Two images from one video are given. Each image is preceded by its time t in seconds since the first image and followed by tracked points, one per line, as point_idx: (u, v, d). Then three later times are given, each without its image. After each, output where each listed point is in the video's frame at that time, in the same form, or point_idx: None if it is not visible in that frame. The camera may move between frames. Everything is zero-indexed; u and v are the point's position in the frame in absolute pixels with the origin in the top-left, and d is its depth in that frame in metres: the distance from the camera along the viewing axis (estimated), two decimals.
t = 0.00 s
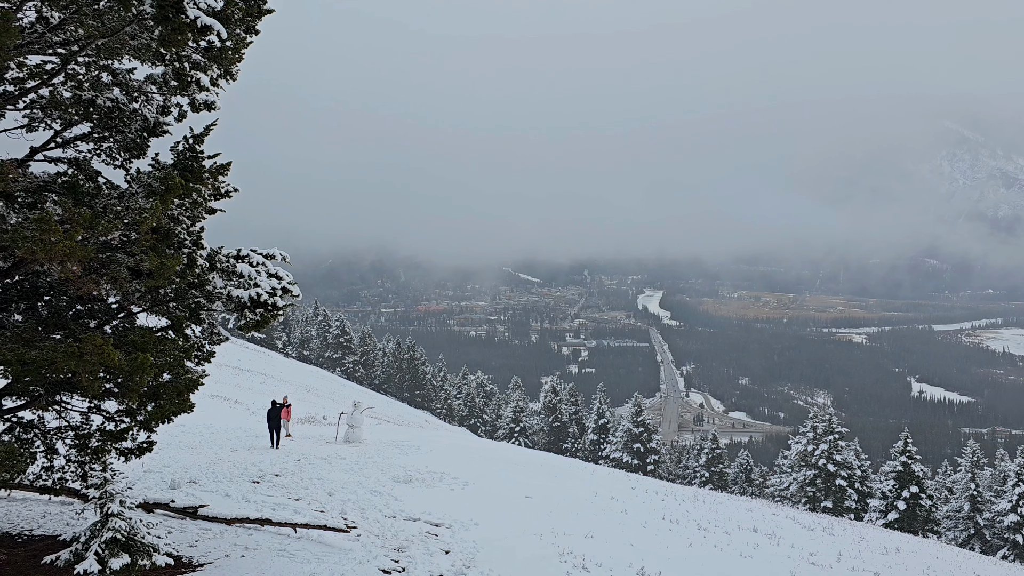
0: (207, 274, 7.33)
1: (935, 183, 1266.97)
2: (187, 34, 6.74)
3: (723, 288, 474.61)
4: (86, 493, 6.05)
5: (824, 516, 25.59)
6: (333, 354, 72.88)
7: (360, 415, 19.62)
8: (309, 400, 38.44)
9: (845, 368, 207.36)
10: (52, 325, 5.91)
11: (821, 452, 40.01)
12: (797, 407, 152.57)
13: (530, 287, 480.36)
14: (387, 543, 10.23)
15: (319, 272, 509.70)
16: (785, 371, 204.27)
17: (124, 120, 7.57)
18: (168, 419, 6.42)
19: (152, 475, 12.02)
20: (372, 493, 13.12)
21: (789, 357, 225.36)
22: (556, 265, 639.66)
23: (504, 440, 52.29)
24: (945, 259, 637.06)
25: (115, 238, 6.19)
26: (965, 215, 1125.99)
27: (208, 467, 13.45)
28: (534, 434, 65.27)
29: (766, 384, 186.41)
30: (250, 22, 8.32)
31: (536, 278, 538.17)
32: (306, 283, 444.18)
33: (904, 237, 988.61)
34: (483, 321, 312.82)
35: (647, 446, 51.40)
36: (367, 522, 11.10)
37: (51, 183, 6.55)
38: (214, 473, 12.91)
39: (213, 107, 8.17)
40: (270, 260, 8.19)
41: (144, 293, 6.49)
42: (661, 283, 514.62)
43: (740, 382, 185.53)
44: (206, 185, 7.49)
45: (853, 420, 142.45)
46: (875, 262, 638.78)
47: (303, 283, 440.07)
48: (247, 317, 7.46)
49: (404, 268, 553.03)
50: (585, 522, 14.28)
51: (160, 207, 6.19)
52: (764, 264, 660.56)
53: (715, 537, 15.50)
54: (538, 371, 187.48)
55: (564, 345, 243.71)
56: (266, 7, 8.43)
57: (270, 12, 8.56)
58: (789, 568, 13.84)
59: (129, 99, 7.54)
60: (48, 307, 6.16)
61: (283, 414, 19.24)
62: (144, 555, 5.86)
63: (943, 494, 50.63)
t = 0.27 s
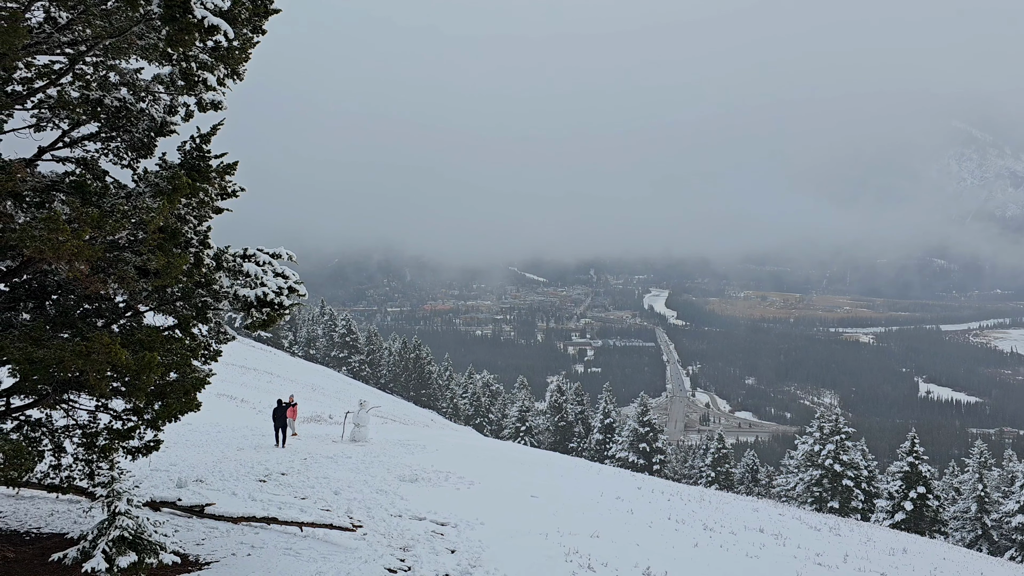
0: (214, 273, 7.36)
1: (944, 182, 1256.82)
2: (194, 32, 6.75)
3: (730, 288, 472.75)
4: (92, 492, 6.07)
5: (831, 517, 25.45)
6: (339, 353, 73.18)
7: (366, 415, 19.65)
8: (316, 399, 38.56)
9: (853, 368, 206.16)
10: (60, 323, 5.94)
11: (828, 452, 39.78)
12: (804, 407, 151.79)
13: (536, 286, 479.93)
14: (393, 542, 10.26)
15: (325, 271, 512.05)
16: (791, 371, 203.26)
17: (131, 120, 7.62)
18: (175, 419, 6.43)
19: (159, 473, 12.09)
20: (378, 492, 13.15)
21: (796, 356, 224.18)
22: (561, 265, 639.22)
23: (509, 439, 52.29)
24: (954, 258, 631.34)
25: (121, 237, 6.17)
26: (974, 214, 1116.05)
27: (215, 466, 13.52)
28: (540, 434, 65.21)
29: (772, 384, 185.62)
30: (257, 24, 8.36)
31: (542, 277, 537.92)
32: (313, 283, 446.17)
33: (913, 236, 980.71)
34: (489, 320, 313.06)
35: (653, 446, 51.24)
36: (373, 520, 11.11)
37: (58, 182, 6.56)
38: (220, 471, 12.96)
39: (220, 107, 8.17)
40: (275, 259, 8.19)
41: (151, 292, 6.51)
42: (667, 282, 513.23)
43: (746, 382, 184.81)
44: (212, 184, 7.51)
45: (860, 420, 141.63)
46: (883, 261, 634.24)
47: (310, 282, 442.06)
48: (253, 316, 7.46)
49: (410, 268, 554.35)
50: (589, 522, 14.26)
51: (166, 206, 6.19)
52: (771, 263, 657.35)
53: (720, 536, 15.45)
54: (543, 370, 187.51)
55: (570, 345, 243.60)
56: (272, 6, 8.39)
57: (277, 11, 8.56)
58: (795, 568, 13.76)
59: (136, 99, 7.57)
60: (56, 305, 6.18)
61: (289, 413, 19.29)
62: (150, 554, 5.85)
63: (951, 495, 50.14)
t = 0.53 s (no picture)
0: (218, 273, 7.35)
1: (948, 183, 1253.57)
2: (197, 35, 6.75)
3: (732, 289, 472.09)
4: (96, 494, 6.06)
5: (834, 519, 25.34)
6: (342, 353, 73.37)
7: (369, 415, 19.64)
8: (319, 400, 38.64)
9: (856, 369, 205.54)
10: (64, 325, 5.96)
11: (831, 453, 39.65)
12: (807, 409, 151.38)
13: (538, 287, 479.98)
14: (395, 543, 10.26)
15: (328, 272, 512.98)
16: (794, 372, 202.81)
17: (135, 121, 7.64)
18: (178, 420, 6.44)
19: (162, 475, 12.08)
20: (380, 494, 13.13)
21: (799, 358, 223.66)
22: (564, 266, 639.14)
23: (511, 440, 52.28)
24: (958, 260, 629.01)
25: (125, 239, 6.18)
26: (978, 215, 1112.63)
27: (218, 467, 13.54)
28: (542, 435, 65.19)
29: (775, 385, 185.29)
30: (260, 25, 8.36)
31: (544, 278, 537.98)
32: (316, 284, 447.28)
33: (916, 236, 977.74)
34: (491, 321, 313.09)
35: (656, 447, 51.19)
36: (375, 522, 11.10)
37: (64, 183, 6.58)
38: (224, 472, 12.99)
39: (223, 108, 8.17)
40: (279, 260, 8.19)
41: (155, 293, 6.53)
42: (670, 283, 512.68)
43: (749, 383, 184.40)
44: (215, 185, 7.52)
45: (863, 422, 141.24)
46: (886, 262, 632.47)
47: (313, 283, 443.08)
48: (256, 317, 7.46)
49: (413, 268, 555.10)
50: (592, 524, 14.23)
51: (170, 207, 6.20)
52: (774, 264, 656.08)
53: (723, 538, 15.37)
54: (545, 371, 187.51)
55: (572, 346, 243.63)
56: (275, 7, 8.39)
57: (280, 13, 8.57)
58: (799, 571, 13.70)
59: (139, 101, 7.61)
60: (60, 308, 6.20)
61: (291, 414, 19.33)
62: (154, 554, 5.86)
63: (954, 497, 49.89)
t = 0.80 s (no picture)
0: (215, 278, 7.38)
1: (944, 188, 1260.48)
2: (196, 38, 6.74)
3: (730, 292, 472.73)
4: (94, 498, 6.03)
5: (831, 522, 25.37)
6: (340, 357, 73.31)
7: (366, 419, 19.60)
8: (316, 404, 38.62)
9: (853, 372, 205.69)
10: (61, 328, 5.96)
11: (828, 456, 39.77)
12: (804, 412, 151.49)
13: (536, 290, 480.20)
14: (393, 547, 10.21)
15: (326, 275, 512.53)
16: (792, 375, 203.07)
17: (133, 125, 7.65)
18: (175, 424, 6.43)
19: (158, 479, 12.01)
20: (378, 497, 13.14)
21: (796, 361, 224.05)
22: (561, 269, 639.55)
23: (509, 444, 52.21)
24: (955, 264, 630.83)
25: (124, 242, 6.22)
26: (974, 219, 1117.58)
27: (215, 471, 13.46)
28: (540, 438, 65.14)
29: (773, 389, 185.53)
30: (258, 28, 8.38)
31: (542, 282, 538.21)
32: (314, 286, 446.96)
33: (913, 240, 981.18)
34: (489, 324, 312.88)
35: (653, 450, 51.21)
36: (373, 525, 11.13)
37: (60, 187, 6.57)
38: (221, 477, 12.93)
39: (221, 112, 8.21)
40: (278, 264, 8.22)
41: (152, 297, 6.52)
42: (668, 287, 513.20)
43: (747, 387, 184.52)
44: (213, 189, 7.55)
45: (861, 425, 141.40)
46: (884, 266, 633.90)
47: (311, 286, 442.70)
48: (254, 321, 7.44)
49: (411, 272, 554.66)
50: (589, 527, 14.25)
51: (168, 210, 6.23)
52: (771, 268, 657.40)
53: (722, 542, 15.39)
54: (543, 375, 187.37)
55: (570, 349, 243.56)
56: (274, 10, 8.42)
57: (279, 18, 8.64)
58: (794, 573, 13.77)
59: (138, 105, 7.65)
60: (54, 311, 6.17)
61: (287, 418, 19.31)
62: (150, 559, 5.81)
63: (952, 500, 49.98)
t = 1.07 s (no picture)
0: (207, 284, 7.37)
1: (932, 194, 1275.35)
2: (188, 44, 6.78)
3: (722, 298, 474.83)
4: (83, 504, 5.99)
5: (822, 528, 25.45)
6: (332, 363, 72.86)
7: (359, 424, 19.51)
8: (308, 410, 38.36)
9: (844, 378, 206.63)
10: (51, 333, 5.91)
11: (821, 462, 39.91)
12: (796, 418, 151.97)
13: (529, 296, 480.27)
14: (385, 554, 10.14)
15: (318, 281, 510.25)
16: (784, 381, 204.07)
17: (125, 131, 7.64)
18: (166, 431, 6.39)
19: (149, 486, 11.91)
20: (371, 503, 13.10)
21: (788, 367, 224.79)
22: (554, 274, 640.32)
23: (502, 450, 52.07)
24: (944, 270, 636.87)
25: (113, 249, 6.18)
26: (962, 226, 1130.44)
27: (207, 478, 13.37)
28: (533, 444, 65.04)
29: (765, 395, 186.08)
30: (251, 34, 8.42)
31: (535, 287, 538.48)
32: (306, 292, 444.93)
33: (902, 246, 990.46)
34: (482, 330, 312.31)
35: (646, 456, 51.23)
36: (365, 532, 11.06)
37: (50, 194, 6.57)
38: (212, 483, 12.82)
39: (214, 118, 8.22)
40: (269, 270, 8.17)
41: (143, 304, 6.50)
42: (660, 293, 514.72)
43: (739, 392, 184.94)
44: (205, 195, 7.51)
45: (852, 431, 141.89)
46: (874, 272, 638.86)
47: (303, 291, 440.70)
48: (246, 327, 7.41)
49: (403, 277, 553.13)
50: (583, 533, 14.22)
51: (158, 216, 6.20)
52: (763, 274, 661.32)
53: (714, 548, 15.42)
54: (536, 380, 187.05)
55: (563, 355, 243.49)
56: (266, 16, 8.47)
57: (271, 23, 8.64)
58: None
59: (129, 110, 7.64)
60: (46, 316, 6.17)
61: (278, 425, 19.22)
62: (141, 566, 5.79)
63: (943, 506, 50.29)
